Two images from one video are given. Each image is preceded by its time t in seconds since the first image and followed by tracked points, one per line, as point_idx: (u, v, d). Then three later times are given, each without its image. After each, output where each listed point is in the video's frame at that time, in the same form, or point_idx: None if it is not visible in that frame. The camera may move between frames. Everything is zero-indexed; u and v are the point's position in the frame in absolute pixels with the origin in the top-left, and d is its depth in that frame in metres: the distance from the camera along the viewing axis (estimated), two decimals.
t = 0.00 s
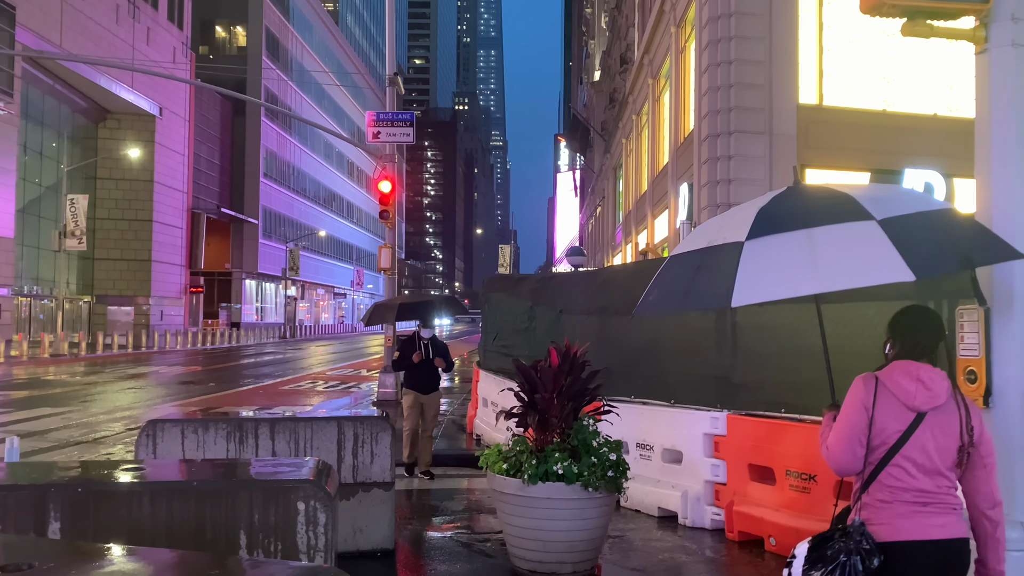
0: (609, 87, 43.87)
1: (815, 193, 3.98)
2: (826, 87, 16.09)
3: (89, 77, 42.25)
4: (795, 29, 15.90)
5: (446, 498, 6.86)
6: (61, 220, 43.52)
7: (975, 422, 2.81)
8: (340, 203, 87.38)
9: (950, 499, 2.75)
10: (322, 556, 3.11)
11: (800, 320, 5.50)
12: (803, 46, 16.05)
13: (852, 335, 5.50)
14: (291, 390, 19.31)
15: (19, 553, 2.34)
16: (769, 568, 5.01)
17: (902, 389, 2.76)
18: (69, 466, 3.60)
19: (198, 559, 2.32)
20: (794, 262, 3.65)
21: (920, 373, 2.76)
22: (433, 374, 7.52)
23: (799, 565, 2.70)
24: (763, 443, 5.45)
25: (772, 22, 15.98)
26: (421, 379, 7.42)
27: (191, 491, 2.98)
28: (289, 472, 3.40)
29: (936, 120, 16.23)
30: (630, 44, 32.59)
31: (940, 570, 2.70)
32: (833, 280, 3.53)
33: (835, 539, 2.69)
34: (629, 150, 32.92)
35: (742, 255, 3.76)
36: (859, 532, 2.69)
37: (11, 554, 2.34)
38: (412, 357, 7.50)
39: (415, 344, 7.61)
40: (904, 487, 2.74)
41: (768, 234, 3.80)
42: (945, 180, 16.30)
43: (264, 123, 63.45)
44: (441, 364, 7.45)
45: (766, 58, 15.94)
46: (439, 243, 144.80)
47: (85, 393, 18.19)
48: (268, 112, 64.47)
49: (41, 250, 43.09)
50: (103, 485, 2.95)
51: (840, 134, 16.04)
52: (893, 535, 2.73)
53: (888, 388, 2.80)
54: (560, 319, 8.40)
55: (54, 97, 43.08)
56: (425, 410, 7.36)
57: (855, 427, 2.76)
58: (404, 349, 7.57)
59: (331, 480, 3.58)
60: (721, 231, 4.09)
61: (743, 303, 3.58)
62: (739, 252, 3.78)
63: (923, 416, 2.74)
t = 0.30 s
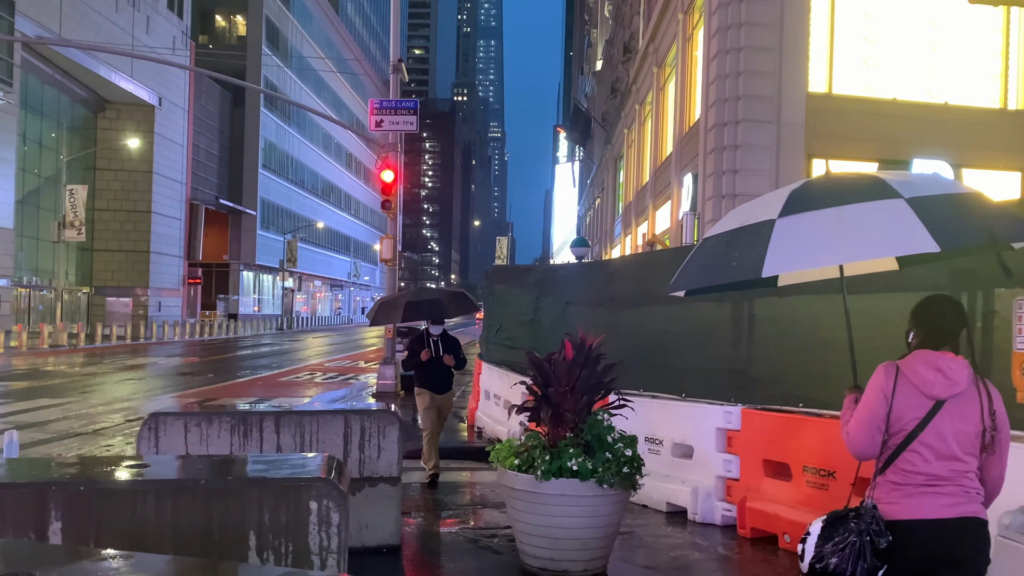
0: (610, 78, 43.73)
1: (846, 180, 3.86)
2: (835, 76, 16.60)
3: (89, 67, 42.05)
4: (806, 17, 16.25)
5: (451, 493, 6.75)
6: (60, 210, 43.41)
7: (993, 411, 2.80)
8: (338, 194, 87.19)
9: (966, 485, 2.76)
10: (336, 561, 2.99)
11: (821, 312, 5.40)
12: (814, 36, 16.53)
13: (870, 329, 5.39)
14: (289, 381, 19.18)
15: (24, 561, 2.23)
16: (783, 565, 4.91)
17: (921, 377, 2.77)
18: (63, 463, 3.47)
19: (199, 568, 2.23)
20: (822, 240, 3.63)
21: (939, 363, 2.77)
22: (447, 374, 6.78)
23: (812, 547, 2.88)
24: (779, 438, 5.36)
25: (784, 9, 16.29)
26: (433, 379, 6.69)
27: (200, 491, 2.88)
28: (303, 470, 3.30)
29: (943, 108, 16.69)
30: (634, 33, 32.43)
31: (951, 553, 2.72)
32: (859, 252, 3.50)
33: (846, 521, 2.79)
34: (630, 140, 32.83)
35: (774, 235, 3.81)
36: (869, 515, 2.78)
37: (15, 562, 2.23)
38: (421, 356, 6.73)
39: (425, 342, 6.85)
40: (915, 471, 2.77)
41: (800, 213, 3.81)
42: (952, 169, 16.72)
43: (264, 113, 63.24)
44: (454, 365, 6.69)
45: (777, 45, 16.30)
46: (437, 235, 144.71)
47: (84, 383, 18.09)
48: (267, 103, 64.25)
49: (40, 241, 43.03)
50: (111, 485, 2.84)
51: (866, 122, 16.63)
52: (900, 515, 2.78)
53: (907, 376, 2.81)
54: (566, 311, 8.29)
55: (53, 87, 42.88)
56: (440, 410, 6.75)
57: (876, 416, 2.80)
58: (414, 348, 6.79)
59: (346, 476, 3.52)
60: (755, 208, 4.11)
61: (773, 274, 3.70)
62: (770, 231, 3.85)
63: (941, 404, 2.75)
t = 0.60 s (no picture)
0: (613, 68, 43.56)
1: (893, 176, 3.79)
2: (844, 66, 16.44)
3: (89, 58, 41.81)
4: (814, 6, 16.09)
5: (466, 491, 6.58)
6: (61, 201, 43.23)
7: (1014, 397, 2.79)
8: (339, 186, 87.01)
9: (991, 470, 2.74)
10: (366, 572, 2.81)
11: (852, 305, 5.22)
12: (823, 25, 16.37)
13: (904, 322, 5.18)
14: (293, 374, 19.00)
15: None
16: (817, 567, 4.73)
17: (941, 369, 2.76)
18: (67, 467, 3.28)
19: None
20: (861, 229, 3.61)
21: (956, 355, 2.76)
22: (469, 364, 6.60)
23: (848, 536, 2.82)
24: (811, 437, 5.20)
25: None
26: (453, 370, 6.52)
27: (221, 498, 2.71)
28: (324, 474, 3.15)
29: (954, 98, 16.62)
30: (637, 24, 32.26)
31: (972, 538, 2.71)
32: (902, 248, 3.44)
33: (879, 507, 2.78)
34: (632, 131, 32.71)
35: (816, 226, 3.77)
36: (904, 503, 2.77)
37: None
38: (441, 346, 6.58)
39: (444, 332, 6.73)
40: (940, 457, 2.78)
41: (845, 204, 3.75)
42: (962, 162, 16.59)
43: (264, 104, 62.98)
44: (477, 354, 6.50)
45: (785, 35, 16.12)
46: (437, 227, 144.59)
47: (86, 377, 17.90)
48: (268, 94, 63.97)
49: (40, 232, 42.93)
50: (129, 492, 2.67)
51: (876, 117, 16.55)
52: (927, 496, 2.78)
53: (928, 369, 2.82)
54: (581, 303, 8.11)
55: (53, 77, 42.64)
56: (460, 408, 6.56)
57: (898, 406, 2.82)
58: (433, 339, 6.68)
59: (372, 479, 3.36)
60: (798, 199, 4.04)
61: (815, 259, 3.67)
62: (815, 221, 3.80)
63: (961, 393, 2.75)
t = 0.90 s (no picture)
0: (617, 60, 43.25)
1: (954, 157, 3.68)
2: (856, 56, 16.18)
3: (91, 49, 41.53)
4: None
5: (488, 489, 6.38)
6: (62, 193, 43.06)
7: None
8: (341, 179, 86.70)
9: None
10: None
11: (895, 297, 5.02)
12: (836, 15, 16.12)
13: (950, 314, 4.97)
14: (298, 369, 18.78)
15: None
16: (863, 570, 4.54)
17: (998, 358, 2.87)
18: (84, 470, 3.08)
19: None
20: (927, 204, 3.47)
21: (1013, 344, 2.86)
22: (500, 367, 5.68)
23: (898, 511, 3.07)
24: (851, 434, 5.00)
25: None
26: (481, 372, 5.65)
27: (255, 502, 2.54)
28: (355, 478, 2.94)
29: (967, 89, 16.36)
30: (643, 16, 31.93)
31: None
32: (957, 217, 3.38)
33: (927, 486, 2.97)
34: (638, 123, 32.40)
35: (880, 196, 3.62)
36: (945, 482, 2.95)
37: None
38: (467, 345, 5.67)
39: (472, 329, 5.80)
40: (1000, 444, 2.88)
41: (904, 178, 3.63)
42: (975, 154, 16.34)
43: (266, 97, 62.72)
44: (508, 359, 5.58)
45: (797, 24, 15.86)
46: (438, 220, 144.22)
47: (90, 372, 17.71)
48: (269, 87, 63.62)
49: (41, 224, 42.77)
50: (153, 498, 2.48)
51: (880, 105, 16.20)
52: (980, 481, 2.92)
53: (985, 358, 2.94)
54: (602, 296, 7.89)
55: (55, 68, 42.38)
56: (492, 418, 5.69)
57: (952, 390, 2.99)
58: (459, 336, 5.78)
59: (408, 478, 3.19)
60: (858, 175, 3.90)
61: (878, 224, 3.52)
62: (878, 193, 3.65)
63: (1017, 382, 2.85)
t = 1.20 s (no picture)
0: (623, 53, 43.00)
1: None
2: (873, 48, 15.87)
3: (95, 42, 41.32)
4: None
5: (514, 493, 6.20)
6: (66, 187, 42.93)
7: None
8: (344, 173, 86.54)
9: None
10: None
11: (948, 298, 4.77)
12: (852, 7, 15.84)
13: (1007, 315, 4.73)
14: (308, 365, 18.56)
15: None
16: None
17: None
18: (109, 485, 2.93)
19: None
20: None
21: None
22: (536, 366, 5.64)
23: (980, 501, 3.02)
24: (900, 439, 4.82)
25: None
26: (516, 372, 5.60)
27: (309, 522, 2.38)
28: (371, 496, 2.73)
29: (985, 82, 16.11)
30: (650, 9, 31.66)
31: None
32: None
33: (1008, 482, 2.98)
34: (646, 117, 32.17)
35: (975, 175, 3.53)
36: None
37: None
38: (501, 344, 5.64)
39: (504, 327, 5.76)
40: None
41: (1000, 156, 3.53)
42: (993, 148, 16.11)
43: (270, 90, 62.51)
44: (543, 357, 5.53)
45: (813, 16, 15.61)
46: (441, 215, 143.99)
47: (97, 368, 17.54)
48: (273, 80, 63.34)
49: (45, 218, 42.64)
50: (203, 516, 2.34)
51: (895, 98, 15.93)
52: None
53: None
54: (628, 292, 7.66)
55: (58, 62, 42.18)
56: (526, 414, 5.65)
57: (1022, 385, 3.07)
58: (494, 334, 5.76)
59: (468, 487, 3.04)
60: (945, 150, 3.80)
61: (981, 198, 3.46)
62: (972, 170, 3.56)
63: None
